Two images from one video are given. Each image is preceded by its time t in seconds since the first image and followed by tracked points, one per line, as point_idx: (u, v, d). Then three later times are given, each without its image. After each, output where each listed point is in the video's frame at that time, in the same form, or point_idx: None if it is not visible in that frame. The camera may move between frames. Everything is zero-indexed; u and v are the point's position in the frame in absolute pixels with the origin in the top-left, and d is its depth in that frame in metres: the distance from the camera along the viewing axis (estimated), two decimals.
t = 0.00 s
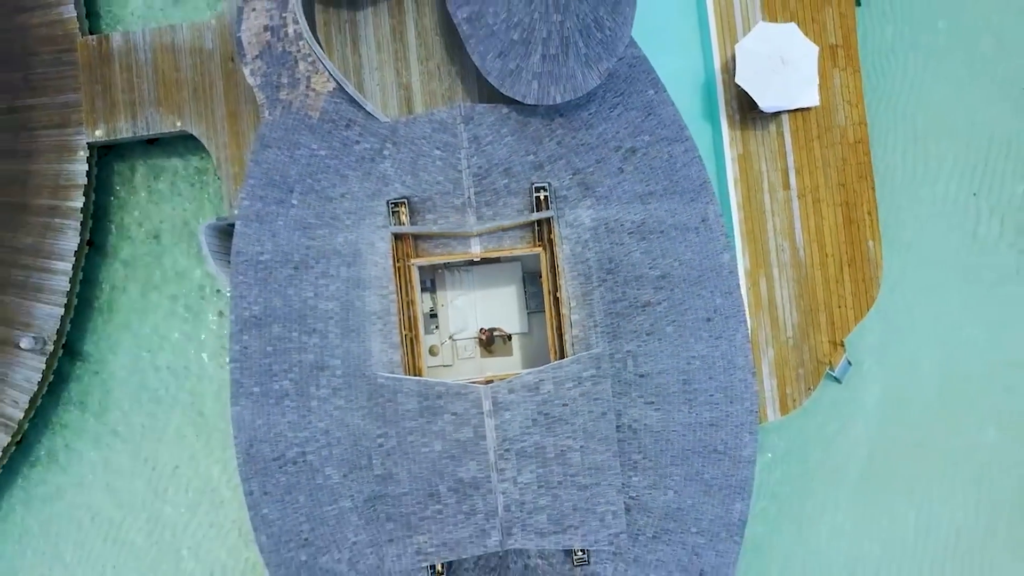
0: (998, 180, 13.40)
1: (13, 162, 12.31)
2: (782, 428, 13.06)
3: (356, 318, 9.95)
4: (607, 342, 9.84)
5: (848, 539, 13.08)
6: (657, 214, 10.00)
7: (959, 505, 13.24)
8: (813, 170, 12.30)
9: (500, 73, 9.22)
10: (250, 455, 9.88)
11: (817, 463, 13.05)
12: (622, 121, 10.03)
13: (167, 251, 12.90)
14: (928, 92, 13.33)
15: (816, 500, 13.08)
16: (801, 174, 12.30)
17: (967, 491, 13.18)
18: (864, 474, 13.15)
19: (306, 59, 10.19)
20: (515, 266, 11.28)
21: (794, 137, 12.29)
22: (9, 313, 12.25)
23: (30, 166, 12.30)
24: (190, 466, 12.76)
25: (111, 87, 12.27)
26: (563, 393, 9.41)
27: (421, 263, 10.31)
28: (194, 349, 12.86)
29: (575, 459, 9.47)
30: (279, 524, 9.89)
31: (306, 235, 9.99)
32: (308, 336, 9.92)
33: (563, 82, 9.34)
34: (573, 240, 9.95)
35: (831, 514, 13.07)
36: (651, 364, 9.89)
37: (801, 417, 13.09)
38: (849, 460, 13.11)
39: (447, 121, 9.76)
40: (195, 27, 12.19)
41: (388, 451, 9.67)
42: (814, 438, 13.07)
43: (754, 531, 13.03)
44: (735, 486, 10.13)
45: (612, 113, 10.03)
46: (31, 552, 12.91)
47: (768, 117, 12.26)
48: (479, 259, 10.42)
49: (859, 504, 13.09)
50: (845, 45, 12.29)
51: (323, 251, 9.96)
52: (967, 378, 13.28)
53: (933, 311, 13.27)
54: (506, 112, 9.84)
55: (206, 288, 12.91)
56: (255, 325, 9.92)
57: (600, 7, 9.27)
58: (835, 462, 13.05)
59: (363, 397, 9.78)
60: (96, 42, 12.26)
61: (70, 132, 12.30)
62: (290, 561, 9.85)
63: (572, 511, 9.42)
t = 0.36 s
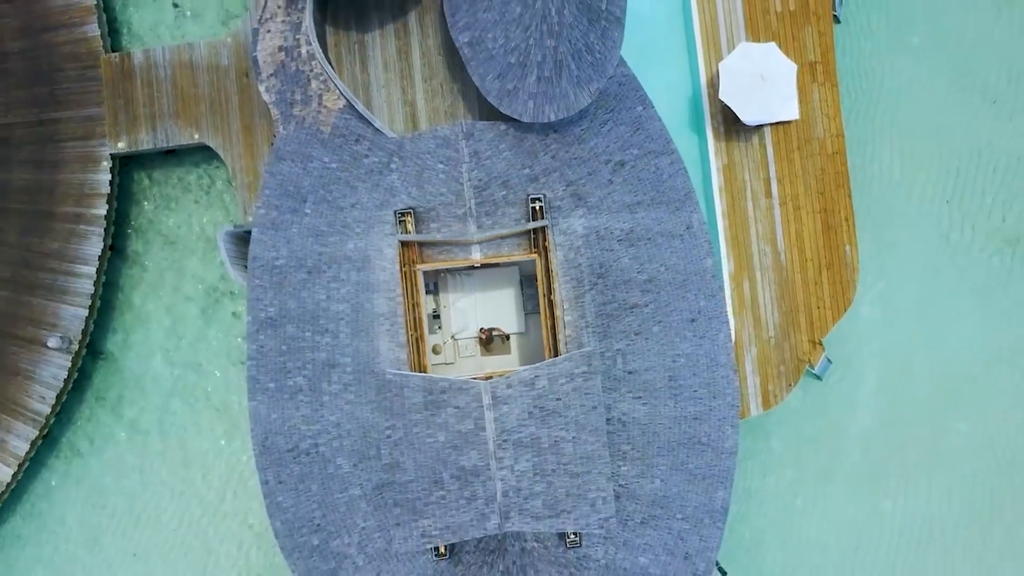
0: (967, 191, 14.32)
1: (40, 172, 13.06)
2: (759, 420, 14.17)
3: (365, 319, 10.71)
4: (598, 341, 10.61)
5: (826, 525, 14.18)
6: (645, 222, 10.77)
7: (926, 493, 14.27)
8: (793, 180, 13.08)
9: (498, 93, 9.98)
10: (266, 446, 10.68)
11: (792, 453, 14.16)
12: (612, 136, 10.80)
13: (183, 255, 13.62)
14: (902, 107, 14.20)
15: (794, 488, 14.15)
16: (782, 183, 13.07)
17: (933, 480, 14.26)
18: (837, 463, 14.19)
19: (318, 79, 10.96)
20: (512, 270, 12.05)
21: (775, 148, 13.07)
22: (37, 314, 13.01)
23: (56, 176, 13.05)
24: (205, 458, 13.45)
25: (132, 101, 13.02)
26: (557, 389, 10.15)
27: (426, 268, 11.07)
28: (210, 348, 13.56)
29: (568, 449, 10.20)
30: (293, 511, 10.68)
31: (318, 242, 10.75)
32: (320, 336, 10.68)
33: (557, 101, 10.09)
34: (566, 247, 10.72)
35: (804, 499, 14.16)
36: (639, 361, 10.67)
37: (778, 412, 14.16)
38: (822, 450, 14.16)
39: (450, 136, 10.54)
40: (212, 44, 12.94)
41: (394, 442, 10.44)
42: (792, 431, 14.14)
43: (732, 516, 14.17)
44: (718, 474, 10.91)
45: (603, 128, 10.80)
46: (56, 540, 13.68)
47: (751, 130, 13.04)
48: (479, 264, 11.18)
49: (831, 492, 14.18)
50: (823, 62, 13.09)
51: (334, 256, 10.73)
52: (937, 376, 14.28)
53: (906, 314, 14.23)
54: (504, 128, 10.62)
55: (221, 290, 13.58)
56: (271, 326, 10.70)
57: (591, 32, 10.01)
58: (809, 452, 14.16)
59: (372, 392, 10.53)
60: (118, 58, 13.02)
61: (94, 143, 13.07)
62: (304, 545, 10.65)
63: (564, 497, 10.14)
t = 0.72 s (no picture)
0: (943, 200, 15.11)
1: (65, 181, 13.85)
2: (745, 415, 14.96)
3: (373, 319, 11.49)
4: (590, 341, 11.39)
5: (808, 516, 14.98)
6: (634, 230, 11.55)
7: (903, 485, 15.05)
8: (776, 188, 13.85)
9: (497, 111, 10.76)
10: (280, 439, 11.45)
11: (776, 446, 14.95)
12: (603, 149, 11.57)
13: (199, 259, 14.38)
14: (880, 120, 15.02)
15: (778, 481, 14.96)
16: (765, 191, 13.85)
17: (909, 473, 15.03)
18: (818, 455, 14.99)
19: (329, 95, 11.73)
20: (510, 274, 12.82)
21: (759, 159, 13.84)
22: (62, 314, 13.78)
23: (79, 185, 13.83)
24: (220, 452, 14.22)
25: (151, 114, 13.79)
26: (552, 385, 10.91)
27: (429, 273, 11.80)
28: (224, 347, 14.32)
29: (562, 440, 10.92)
30: (305, 499, 11.46)
31: (328, 247, 11.52)
32: (330, 335, 11.45)
33: (551, 117, 10.81)
34: (561, 253, 11.50)
35: (787, 489, 14.96)
36: (628, 359, 11.45)
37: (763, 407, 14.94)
38: (804, 442, 14.97)
39: (452, 150, 11.34)
40: (227, 61, 13.72)
41: (400, 434, 11.21)
42: (776, 427, 14.95)
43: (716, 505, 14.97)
44: (702, 465, 11.69)
45: (595, 142, 11.57)
46: (77, 530, 14.38)
47: (736, 141, 13.81)
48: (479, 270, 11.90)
49: (812, 483, 14.98)
50: (804, 77, 13.88)
51: (343, 261, 11.50)
52: (914, 374, 15.07)
53: (885, 316, 15.02)
54: (502, 142, 11.40)
55: (234, 292, 14.36)
56: (284, 326, 11.48)
57: (584, 53, 10.76)
58: (791, 445, 14.95)
59: (379, 388, 11.31)
60: (139, 74, 13.79)
61: (115, 153, 13.83)
62: (315, 531, 11.45)
63: (558, 485, 10.88)
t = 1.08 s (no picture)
0: (921, 206, 15.89)
1: (86, 190, 14.62)
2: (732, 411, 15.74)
3: (380, 320, 12.27)
4: (583, 340, 12.17)
5: (794, 506, 15.76)
6: (625, 236, 12.33)
7: (882, 478, 15.82)
8: (760, 196, 14.64)
9: (496, 126, 11.58)
10: (292, 432, 12.26)
11: (761, 440, 15.71)
12: (596, 160, 12.36)
13: (213, 263, 15.16)
14: (860, 130, 15.81)
15: (764, 474, 15.73)
16: (750, 199, 14.63)
17: (888, 466, 15.82)
18: (801, 449, 15.75)
19: (338, 110, 12.52)
20: (508, 278, 13.59)
21: (744, 168, 14.62)
22: (84, 315, 14.56)
23: (101, 193, 14.61)
24: (234, 446, 14.99)
25: (169, 126, 14.58)
26: (547, 381, 11.68)
27: (434, 277, 12.56)
28: (238, 346, 15.10)
29: (556, 433, 11.68)
30: (316, 489, 12.30)
31: (338, 253, 12.31)
32: (340, 335, 12.24)
33: (546, 132, 11.65)
34: (556, 258, 12.28)
35: (771, 481, 15.73)
36: (619, 357, 12.23)
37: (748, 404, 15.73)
38: (788, 437, 15.74)
39: (454, 162, 12.13)
40: (240, 75, 14.50)
41: (405, 427, 11.99)
42: (762, 422, 15.72)
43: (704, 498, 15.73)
44: (688, 457, 12.49)
45: (588, 153, 12.35)
46: (97, 521, 15.12)
47: (722, 151, 14.59)
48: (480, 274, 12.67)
49: (795, 475, 15.75)
50: (787, 91, 14.68)
51: (352, 266, 12.29)
52: (892, 371, 15.84)
53: (865, 317, 15.81)
54: (501, 155, 12.19)
55: (247, 294, 15.14)
56: (297, 326, 12.27)
57: (577, 73, 11.53)
58: (776, 439, 15.72)
59: (386, 384, 12.09)
60: (157, 88, 14.57)
61: (134, 163, 14.61)
62: (326, 519, 12.30)
63: (553, 475, 11.64)
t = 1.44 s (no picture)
0: (901, 212, 16.67)
1: (106, 197, 15.40)
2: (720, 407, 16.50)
3: (386, 320, 13.04)
4: (577, 339, 12.95)
5: (780, 499, 16.49)
6: (617, 242, 13.13)
7: (864, 472, 16.58)
8: (747, 203, 15.43)
9: (496, 139, 12.39)
10: (304, 426, 13.08)
11: (748, 435, 16.45)
12: (589, 171, 13.15)
13: (227, 267, 15.94)
14: (843, 140, 16.60)
15: (752, 467, 16.46)
16: (736, 205, 15.43)
17: (869, 460, 16.59)
18: (786, 444, 16.51)
19: (347, 123, 13.31)
20: (507, 280, 14.37)
21: (732, 176, 15.42)
22: (104, 316, 15.33)
23: (121, 200, 15.39)
24: (247, 441, 15.77)
25: (186, 136, 15.36)
26: (544, 377, 12.43)
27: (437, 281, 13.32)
28: (250, 345, 15.89)
29: (552, 426, 12.42)
30: (326, 480, 13.11)
31: (347, 257, 13.09)
32: (349, 335, 13.02)
33: (542, 144, 12.45)
34: (552, 262, 13.07)
35: (758, 474, 16.46)
36: (611, 355, 13.02)
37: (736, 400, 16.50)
38: (774, 432, 16.48)
39: (456, 172, 12.93)
40: (253, 88, 15.28)
41: (411, 420, 12.73)
42: (749, 418, 16.47)
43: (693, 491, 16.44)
44: (676, 449, 13.30)
45: (582, 164, 13.13)
46: (116, 511, 15.90)
47: (711, 161, 15.39)
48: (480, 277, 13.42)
49: (781, 468, 16.50)
50: (771, 103, 15.55)
51: (360, 270, 13.07)
52: (873, 370, 16.63)
53: (848, 318, 16.59)
54: (501, 166, 12.97)
55: (259, 296, 15.93)
56: (308, 326, 13.05)
57: (571, 90, 12.32)
58: (763, 434, 16.45)
59: (392, 380, 12.86)
60: (174, 100, 15.36)
61: (152, 171, 15.39)
62: (335, 507, 13.11)
63: (549, 466, 12.37)
